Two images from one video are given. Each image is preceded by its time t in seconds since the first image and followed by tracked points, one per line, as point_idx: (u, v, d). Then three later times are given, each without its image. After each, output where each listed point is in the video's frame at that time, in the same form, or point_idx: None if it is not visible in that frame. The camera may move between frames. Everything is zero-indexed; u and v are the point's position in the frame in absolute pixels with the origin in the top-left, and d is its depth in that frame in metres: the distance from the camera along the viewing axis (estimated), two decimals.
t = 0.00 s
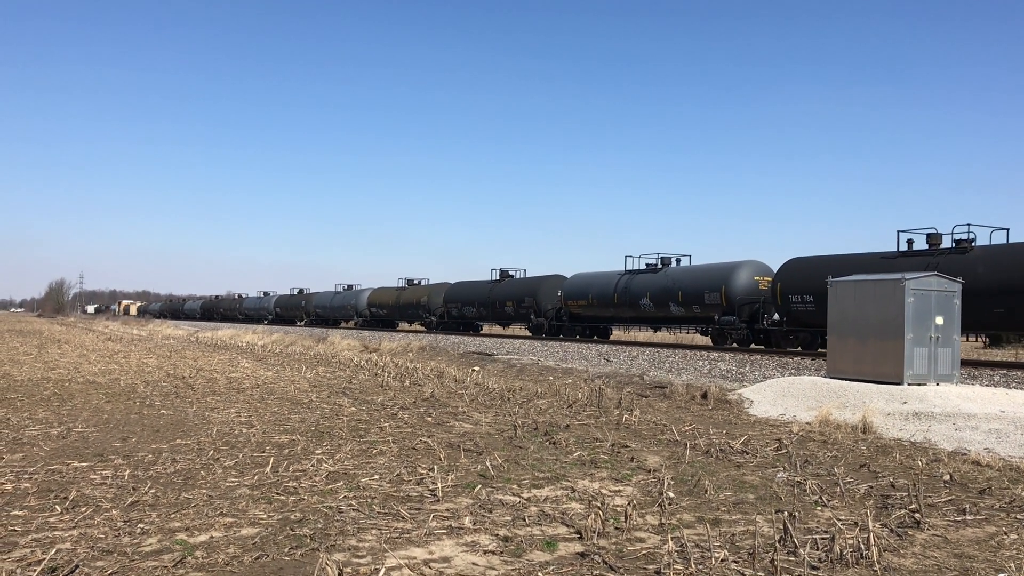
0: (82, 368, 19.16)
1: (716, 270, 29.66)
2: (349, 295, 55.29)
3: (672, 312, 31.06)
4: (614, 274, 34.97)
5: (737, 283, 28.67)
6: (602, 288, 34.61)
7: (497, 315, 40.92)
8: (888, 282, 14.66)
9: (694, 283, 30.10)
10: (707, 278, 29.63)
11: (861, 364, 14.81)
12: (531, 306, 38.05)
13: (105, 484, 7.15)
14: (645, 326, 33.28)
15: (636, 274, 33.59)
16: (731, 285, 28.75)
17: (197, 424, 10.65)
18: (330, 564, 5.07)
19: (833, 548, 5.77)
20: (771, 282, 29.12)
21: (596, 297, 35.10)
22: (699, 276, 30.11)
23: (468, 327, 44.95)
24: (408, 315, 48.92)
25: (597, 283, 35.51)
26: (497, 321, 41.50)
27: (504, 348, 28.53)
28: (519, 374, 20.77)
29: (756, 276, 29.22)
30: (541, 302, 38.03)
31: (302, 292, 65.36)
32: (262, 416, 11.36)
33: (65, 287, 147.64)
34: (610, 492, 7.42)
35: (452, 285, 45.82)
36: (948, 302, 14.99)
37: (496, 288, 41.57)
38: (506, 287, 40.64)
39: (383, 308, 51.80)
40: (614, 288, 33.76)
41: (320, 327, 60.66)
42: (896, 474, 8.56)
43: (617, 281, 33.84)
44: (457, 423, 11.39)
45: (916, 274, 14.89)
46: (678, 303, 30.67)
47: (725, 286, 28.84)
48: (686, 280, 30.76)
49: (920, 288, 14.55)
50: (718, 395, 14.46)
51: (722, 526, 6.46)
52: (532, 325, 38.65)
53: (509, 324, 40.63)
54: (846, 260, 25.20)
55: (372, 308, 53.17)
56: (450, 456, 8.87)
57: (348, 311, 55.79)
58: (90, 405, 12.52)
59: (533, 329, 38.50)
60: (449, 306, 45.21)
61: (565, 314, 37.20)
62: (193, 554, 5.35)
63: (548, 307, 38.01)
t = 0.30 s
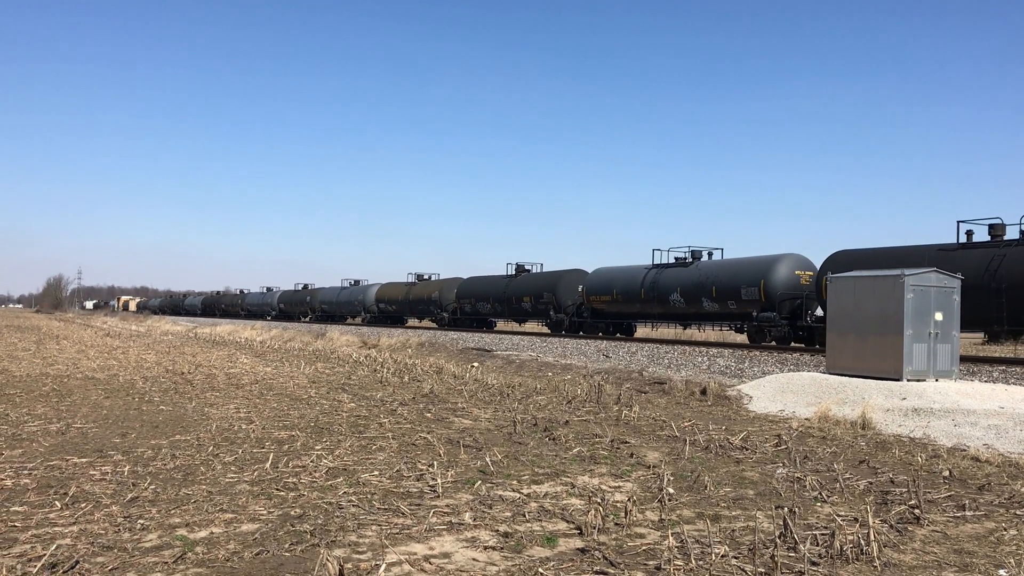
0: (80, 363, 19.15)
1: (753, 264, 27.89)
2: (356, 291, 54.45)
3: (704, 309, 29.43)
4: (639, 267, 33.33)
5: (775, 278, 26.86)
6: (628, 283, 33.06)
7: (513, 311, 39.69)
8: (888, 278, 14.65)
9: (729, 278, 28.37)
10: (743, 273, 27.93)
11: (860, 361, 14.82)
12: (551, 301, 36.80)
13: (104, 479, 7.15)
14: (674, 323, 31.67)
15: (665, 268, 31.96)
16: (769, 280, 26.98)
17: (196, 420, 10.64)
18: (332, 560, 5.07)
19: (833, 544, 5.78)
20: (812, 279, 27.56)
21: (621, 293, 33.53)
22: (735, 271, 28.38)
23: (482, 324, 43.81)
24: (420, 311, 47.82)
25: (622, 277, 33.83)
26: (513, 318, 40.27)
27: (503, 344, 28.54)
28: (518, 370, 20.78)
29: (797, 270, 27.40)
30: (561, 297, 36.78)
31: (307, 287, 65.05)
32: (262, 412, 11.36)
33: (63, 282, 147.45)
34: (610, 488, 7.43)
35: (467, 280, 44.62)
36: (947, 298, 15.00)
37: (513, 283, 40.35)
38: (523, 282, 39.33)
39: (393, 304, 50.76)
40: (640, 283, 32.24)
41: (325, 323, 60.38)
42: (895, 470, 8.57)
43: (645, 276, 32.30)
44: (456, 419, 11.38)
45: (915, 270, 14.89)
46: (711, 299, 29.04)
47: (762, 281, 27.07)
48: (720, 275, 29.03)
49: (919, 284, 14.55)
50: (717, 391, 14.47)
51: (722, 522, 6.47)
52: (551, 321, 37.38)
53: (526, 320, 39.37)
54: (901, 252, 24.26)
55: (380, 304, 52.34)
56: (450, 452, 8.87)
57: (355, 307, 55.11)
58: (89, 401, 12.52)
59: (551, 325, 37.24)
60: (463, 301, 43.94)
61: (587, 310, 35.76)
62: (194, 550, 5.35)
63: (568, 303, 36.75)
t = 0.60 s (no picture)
0: (78, 359, 19.13)
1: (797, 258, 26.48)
2: (364, 287, 53.65)
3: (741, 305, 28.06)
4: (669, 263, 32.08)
5: (820, 272, 25.48)
6: (658, 279, 31.85)
7: (531, 308, 38.72)
8: (886, 275, 14.65)
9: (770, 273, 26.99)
10: (784, 268, 26.55)
11: (858, 358, 14.83)
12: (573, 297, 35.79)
13: (103, 476, 7.14)
14: (707, 320, 30.31)
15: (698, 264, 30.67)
16: (814, 275, 25.58)
17: (194, 416, 10.64)
18: (332, 556, 5.08)
19: (831, 540, 5.79)
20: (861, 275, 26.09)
21: (651, 290, 32.27)
22: (776, 266, 27.00)
23: (496, 321, 42.55)
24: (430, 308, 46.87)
25: (652, 274, 32.55)
26: (531, 315, 39.22)
27: (502, 340, 28.55)
28: (517, 366, 20.81)
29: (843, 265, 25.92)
30: (584, 295, 36.00)
31: (311, 283, 64.71)
32: (260, 409, 11.36)
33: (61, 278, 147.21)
34: (609, 484, 7.44)
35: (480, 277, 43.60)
36: (946, 296, 15.01)
37: (530, 280, 39.58)
38: (542, 279, 38.33)
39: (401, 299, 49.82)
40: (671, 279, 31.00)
41: (330, 319, 60.03)
42: (893, 467, 8.59)
43: (676, 272, 31.04)
44: (455, 415, 11.38)
45: (914, 268, 14.90)
46: (749, 295, 27.67)
47: (806, 276, 25.69)
48: (759, 270, 27.66)
49: (918, 281, 14.56)
50: (716, 388, 14.48)
51: (721, 519, 6.48)
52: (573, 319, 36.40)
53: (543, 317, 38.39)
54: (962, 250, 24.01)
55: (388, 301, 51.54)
56: (448, 448, 8.87)
57: (361, 303, 54.48)
58: (88, 396, 12.52)
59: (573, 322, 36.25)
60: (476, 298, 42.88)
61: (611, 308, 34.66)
62: (193, 546, 5.35)
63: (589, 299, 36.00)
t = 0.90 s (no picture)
0: (76, 358, 19.09)
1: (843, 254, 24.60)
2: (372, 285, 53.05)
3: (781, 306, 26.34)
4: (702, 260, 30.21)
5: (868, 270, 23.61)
6: (688, 277, 30.09)
7: (551, 307, 37.15)
8: (886, 275, 14.65)
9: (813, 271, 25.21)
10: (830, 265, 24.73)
11: (857, 357, 14.84)
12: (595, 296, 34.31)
13: (102, 474, 7.13)
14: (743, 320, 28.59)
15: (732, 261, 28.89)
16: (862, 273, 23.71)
17: (193, 415, 10.62)
18: (331, 554, 5.08)
19: (831, 539, 5.79)
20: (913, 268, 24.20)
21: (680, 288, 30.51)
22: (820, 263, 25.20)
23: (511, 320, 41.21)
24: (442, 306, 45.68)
25: (682, 271, 30.83)
26: (550, 314, 37.66)
27: (501, 339, 28.54)
28: (516, 365, 20.81)
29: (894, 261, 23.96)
30: (606, 292, 34.14)
31: (317, 281, 64.36)
32: (259, 407, 11.35)
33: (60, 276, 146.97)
34: (609, 484, 7.44)
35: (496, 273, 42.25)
36: (945, 295, 15.02)
37: (548, 278, 37.91)
38: (562, 276, 36.91)
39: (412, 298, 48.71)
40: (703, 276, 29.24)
41: (336, 318, 59.70)
42: (892, 466, 8.59)
43: (709, 269, 29.26)
44: (454, 414, 11.37)
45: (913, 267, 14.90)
46: (789, 294, 25.94)
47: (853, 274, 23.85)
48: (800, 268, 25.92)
49: (917, 281, 14.57)
50: (715, 387, 14.48)
51: (720, 518, 6.48)
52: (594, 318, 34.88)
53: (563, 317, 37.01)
54: None
55: (396, 299, 50.81)
56: (448, 447, 8.87)
57: (368, 301, 53.84)
58: (86, 395, 12.49)
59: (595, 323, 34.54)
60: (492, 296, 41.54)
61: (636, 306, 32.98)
62: (192, 545, 5.34)
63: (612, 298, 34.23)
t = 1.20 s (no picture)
0: (76, 357, 19.09)
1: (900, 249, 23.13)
2: (382, 284, 52.77)
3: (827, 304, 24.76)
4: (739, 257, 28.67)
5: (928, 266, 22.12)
6: (723, 274, 28.55)
7: (574, 306, 36.07)
8: (886, 274, 14.65)
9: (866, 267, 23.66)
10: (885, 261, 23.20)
11: (858, 357, 14.84)
12: (620, 296, 33.17)
13: (102, 472, 7.14)
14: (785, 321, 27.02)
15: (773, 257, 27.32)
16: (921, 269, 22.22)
17: (194, 413, 10.64)
18: (331, 553, 5.07)
19: (831, 539, 5.79)
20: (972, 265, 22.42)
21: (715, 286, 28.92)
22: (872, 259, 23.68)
23: (530, 320, 40.29)
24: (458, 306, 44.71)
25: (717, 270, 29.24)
26: (573, 313, 36.56)
27: (501, 338, 28.56)
28: (516, 365, 20.81)
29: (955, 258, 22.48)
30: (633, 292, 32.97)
31: (323, 280, 64.20)
32: (259, 406, 11.34)
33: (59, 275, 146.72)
34: (609, 483, 7.44)
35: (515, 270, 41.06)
36: (945, 294, 15.03)
37: (570, 276, 36.83)
38: (585, 274, 35.68)
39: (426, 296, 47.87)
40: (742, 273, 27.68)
41: (344, 317, 59.48)
42: (892, 466, 8.60)
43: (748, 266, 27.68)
44: (454, 413, 11.37)
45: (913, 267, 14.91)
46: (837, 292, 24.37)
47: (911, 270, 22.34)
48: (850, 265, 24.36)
49: (917, 280, 14.57)
50: (714, 386, 14.49)
51: (721, 517, 6.48)
52: (619, 318, 33.73)
53: (586, 317, 35.95)
54: None
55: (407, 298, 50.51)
56: (448, 446, 8.87)
57: (377, 300, 53.47)
58: (86, 393, 12.50)
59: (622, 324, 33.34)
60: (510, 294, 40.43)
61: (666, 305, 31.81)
62: (192, 543, 5.34)
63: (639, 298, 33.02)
